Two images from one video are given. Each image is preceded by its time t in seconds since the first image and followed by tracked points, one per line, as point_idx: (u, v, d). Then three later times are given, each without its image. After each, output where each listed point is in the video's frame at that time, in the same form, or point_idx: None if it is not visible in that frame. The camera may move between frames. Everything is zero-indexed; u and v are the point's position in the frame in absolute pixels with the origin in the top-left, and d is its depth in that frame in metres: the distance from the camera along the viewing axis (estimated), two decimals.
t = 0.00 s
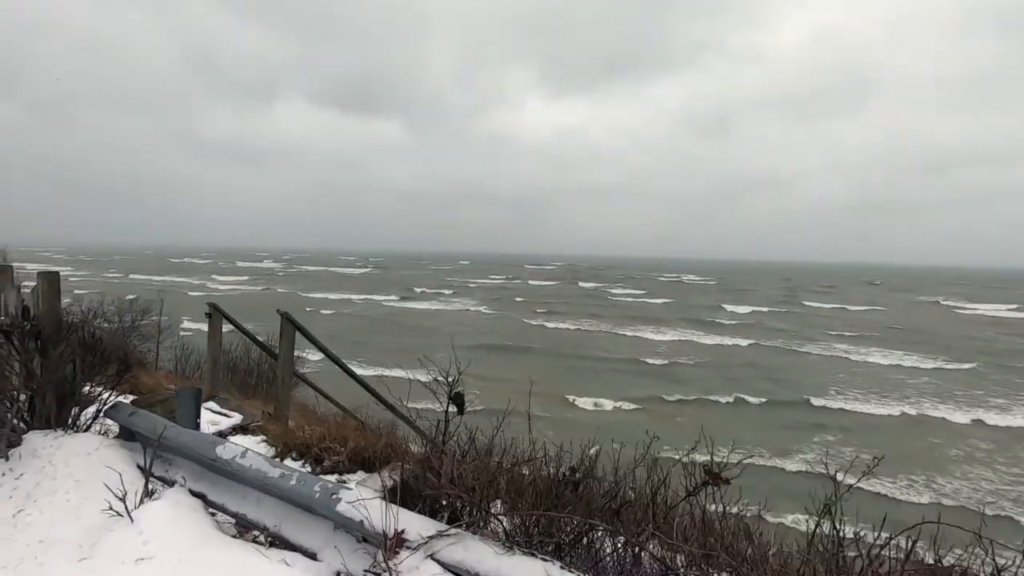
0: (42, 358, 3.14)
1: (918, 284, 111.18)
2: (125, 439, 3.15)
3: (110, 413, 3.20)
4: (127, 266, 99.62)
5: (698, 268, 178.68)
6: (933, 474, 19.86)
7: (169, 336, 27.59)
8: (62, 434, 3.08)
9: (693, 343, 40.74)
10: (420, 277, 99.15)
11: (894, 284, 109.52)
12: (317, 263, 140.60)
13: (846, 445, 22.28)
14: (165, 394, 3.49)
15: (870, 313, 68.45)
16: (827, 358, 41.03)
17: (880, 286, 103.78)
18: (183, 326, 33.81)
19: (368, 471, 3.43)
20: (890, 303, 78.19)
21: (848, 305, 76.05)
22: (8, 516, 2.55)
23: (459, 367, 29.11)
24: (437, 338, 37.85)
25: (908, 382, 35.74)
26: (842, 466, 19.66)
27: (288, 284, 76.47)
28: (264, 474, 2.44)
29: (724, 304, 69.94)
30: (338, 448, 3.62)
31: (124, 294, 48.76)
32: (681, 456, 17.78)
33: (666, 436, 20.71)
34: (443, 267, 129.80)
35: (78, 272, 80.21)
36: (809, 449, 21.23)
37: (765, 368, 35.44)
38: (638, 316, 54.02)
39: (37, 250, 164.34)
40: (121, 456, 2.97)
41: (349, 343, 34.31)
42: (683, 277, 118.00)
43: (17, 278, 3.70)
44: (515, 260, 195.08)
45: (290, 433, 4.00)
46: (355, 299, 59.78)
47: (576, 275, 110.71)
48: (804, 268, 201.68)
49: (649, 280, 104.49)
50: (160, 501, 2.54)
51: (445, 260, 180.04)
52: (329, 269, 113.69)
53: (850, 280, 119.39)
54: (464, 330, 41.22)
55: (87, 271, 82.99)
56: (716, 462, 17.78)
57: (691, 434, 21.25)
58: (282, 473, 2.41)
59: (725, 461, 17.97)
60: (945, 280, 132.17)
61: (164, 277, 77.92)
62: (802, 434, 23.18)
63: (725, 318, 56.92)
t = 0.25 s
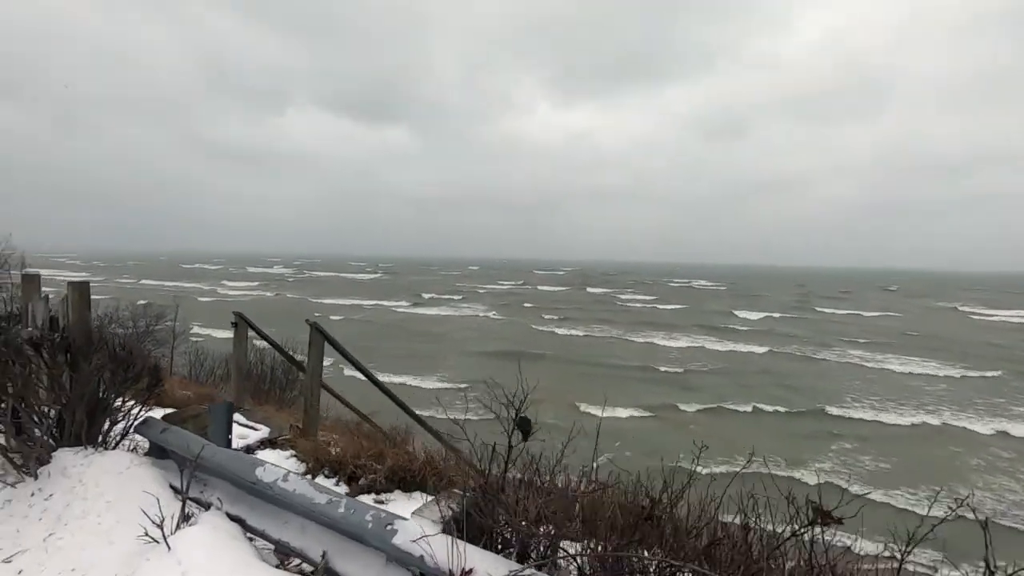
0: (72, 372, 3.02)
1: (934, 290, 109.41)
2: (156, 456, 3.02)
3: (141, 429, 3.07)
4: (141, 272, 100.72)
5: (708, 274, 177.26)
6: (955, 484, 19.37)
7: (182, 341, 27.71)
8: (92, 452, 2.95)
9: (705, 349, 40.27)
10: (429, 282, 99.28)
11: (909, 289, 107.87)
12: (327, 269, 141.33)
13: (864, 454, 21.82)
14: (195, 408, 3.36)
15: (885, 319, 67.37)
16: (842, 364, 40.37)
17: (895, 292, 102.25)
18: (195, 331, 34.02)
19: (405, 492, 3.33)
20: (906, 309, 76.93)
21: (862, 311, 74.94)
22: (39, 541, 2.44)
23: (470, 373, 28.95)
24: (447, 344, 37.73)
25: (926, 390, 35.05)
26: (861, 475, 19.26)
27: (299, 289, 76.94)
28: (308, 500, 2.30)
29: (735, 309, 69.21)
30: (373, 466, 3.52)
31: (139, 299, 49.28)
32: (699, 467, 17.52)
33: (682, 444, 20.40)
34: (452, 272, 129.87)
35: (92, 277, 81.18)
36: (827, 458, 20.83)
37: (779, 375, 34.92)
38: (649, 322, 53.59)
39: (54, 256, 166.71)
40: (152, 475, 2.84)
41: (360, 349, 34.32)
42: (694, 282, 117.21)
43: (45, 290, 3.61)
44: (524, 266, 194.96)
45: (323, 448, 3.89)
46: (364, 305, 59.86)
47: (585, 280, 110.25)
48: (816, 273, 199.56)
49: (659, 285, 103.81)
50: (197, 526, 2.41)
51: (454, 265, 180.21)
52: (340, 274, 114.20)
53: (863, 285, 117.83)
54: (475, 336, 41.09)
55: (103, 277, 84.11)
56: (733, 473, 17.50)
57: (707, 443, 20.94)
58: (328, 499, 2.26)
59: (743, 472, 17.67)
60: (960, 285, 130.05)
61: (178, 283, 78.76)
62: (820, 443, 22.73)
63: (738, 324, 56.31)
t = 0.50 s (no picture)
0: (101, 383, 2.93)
1: (962, 289, 106.35)
2: (187, 469, 2.92)
3: (171, 442, 2.97)
4: (164, 276, 102.73)
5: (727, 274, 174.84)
6: (991, 489, 18.68)
7: (204, 344, 28.14)
8: (122, 466, 2.86)
9: (726, 351, 39.63)
10: (446, 284, 99.60)
11: (936, 288, 105.03)
12: (345, 271, 142.48)
13: (894, 457, 21.17)
14: (226, 419, 3.26)
15: (912, 319, 65.62)
16: (868, 366, 39.35)
17: (921, 291, 99.65)
18: (217, 334, 34.57)
19: (440, 507, 3.21)
20: (934, 308, 74.87)
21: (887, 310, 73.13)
22: (68, 562, 2.33)
23: (487, 375, 28.87)
24: (464, 346, 37.70)
25: (958, 391, 33.97)
26: (892, 479, 18.67)
27: (318, 292, 77.72)
28: (348, 520, 2.17)
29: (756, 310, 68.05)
30: (407, 479, 3.39)
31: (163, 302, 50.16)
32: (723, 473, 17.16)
33: (705, 448, 20.02)
34: (468, 274, 130.08)
35: (117, 280, 83.15)
36: (854, 461, 20.28)
37: (802, 377, 34.17)
38: (667, 323, 52.97)
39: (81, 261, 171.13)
40: (184, 490, 2.74)
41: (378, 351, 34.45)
42: (713, 282, 115.67)
43: (74, 297, 3.54)
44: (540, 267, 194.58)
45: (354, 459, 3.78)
46: (381, 307, 60.22)
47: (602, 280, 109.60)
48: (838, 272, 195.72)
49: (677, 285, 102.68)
50: (231, 547, 2.29)
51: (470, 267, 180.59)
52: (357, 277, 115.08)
53: (888, 284, 115.11)
54: (492, 338, 40.99)
55: (128, 281, 85.99)
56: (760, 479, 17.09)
57: (731, 447, 20.53)
58: (370, 521, 2.12)
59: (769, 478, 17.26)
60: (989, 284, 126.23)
61: (201, 287, 80.16)
62: (847, 446, 22.11)
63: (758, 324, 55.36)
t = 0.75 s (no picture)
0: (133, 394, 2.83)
1: (1001, 292, 102.19)
2: (220, 484, 2.82)
3: (204, 454, 2.88)
4: (193, 284, 105.21)
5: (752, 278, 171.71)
6: None
7: (232, 350, 28.64)
8: (154, 480, 2.76)
9: (753, 357, 38.70)
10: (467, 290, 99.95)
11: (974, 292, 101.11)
12: (367, 278, 144.10)
13: (936, 467, 20.27)
14: (260, 430, 3.15)
15: (949, 324, 63.18)
16: (904, 372, 37.97)
17: (957, 294, 96.05)
18: (244, 340, 35.21)
19: (481, 525, 3.06)
20: (972, 313, 72.03)
21: (922, 315, 70.68)
22: None
23: (511, 382, 28.71)
24: (486, 352, 37.62)
25: (1001, 399, 32.51)
26: (935, 490, 17.87)
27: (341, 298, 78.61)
28: (390, 544, 2.04)
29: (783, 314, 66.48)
30: (446, 495, 3.23)
31: (193, 310, 51.29)
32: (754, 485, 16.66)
33: (735, 457, 19.49)
34: (489, 280, 130.17)
35: (149, 288, 85.65)
36: (893, 472, 19.47)
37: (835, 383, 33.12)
38: (692, 328, 52.06)
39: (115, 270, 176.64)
40: (218, 505, 2.64)
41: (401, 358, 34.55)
42: (738, 286, 113.45)
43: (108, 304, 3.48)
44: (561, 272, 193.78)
45: (387, 471, 3.64)
46: (403, 313, 60.63)
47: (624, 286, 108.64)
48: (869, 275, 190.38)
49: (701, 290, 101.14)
50: (267, 566, 2.19)
51: (491, 273, 181.01)
52: (379, 283, 116.19)
53: (922, 288, 111.35)
54: (514, 345, 40.76)
55: (158, 289, 88.10)
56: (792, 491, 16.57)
57: (761, 457, 19.95)
58: (413, 546, 1.99)
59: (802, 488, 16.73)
60: None
61: (228, 294, 81.80)
62: (885, 456, 21.28)
63: (787, 329, 53.99)
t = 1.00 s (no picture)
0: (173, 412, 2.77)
1: None
2: (258, 506, 2.72)
3: (243, 474, 2.80)
4: (228, 291, 108.18)
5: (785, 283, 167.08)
6: None
7: (267, 357, 29.25)
8: (193, 501, 2.69)
9: (791, 366, 37.46)
10: (495, 297, 100.18)
11: None
12: (395, 285, 145.90)
13: (994, 484, 19.14)
14: (298, 449, 3.06)
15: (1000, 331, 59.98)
16: (954, 382, 36.12)
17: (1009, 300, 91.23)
18: (279, 347, 35.97)
19: (526, 552, 2.90)
20: None
21: (971, 322, 67.37)
22: None
23: (540, 390, 28.50)
24: (515, 360, 37.48)
25: None
26: (994, 508, 16.82)
27: (371, 306, 79.60)
28: None
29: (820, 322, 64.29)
30: (489, 519, 3.08)
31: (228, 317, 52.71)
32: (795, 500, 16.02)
33: (775, 471, 18.81)
34: (516, 287, 130.08)
35: (189, 297, 88.72)
36: (944, 488, 18.43)
37: (879, 394, 31.74)
38: (724, 336, 50.78)
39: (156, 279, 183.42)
40: (256, 530, 2.54)
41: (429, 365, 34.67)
42: (772, 293, 110.42)
43: (149, 319, 3.47)
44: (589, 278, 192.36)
45: (426, 490, 3.50)
46: (432, 320, 61.09)
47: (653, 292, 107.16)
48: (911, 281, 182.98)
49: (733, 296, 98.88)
50: None
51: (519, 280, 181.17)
52: (407, 291, 117.27)
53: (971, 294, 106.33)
54: (543, 353, 40.45)
55: (196, 297, 90.92)
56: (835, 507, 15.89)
57: (802, 471, 19.20)
58: None
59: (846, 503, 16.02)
60: None
61: (261, 302, 83.82)
62: (937, 471, 20.20)
63: (824, 337, 52.16)
